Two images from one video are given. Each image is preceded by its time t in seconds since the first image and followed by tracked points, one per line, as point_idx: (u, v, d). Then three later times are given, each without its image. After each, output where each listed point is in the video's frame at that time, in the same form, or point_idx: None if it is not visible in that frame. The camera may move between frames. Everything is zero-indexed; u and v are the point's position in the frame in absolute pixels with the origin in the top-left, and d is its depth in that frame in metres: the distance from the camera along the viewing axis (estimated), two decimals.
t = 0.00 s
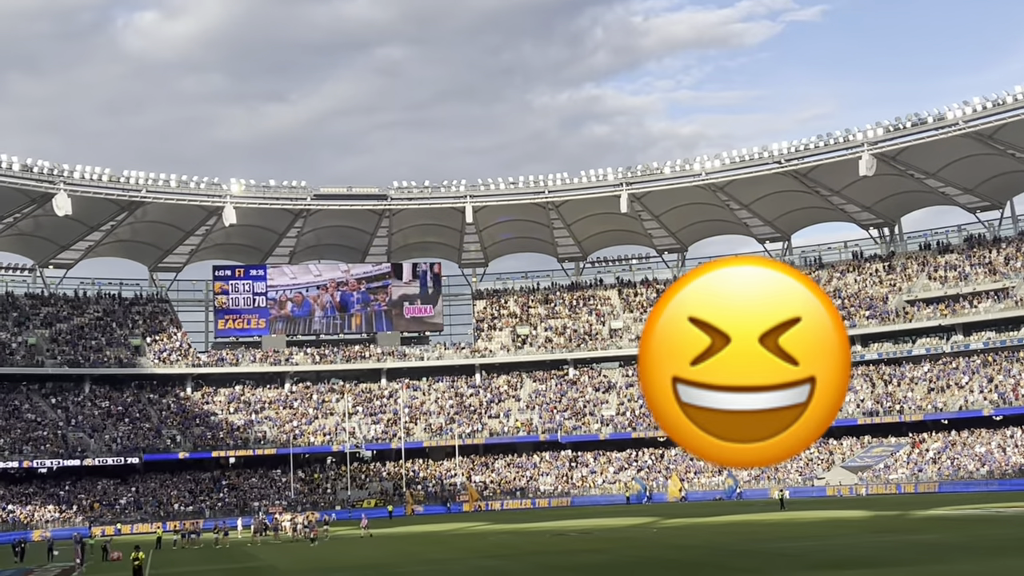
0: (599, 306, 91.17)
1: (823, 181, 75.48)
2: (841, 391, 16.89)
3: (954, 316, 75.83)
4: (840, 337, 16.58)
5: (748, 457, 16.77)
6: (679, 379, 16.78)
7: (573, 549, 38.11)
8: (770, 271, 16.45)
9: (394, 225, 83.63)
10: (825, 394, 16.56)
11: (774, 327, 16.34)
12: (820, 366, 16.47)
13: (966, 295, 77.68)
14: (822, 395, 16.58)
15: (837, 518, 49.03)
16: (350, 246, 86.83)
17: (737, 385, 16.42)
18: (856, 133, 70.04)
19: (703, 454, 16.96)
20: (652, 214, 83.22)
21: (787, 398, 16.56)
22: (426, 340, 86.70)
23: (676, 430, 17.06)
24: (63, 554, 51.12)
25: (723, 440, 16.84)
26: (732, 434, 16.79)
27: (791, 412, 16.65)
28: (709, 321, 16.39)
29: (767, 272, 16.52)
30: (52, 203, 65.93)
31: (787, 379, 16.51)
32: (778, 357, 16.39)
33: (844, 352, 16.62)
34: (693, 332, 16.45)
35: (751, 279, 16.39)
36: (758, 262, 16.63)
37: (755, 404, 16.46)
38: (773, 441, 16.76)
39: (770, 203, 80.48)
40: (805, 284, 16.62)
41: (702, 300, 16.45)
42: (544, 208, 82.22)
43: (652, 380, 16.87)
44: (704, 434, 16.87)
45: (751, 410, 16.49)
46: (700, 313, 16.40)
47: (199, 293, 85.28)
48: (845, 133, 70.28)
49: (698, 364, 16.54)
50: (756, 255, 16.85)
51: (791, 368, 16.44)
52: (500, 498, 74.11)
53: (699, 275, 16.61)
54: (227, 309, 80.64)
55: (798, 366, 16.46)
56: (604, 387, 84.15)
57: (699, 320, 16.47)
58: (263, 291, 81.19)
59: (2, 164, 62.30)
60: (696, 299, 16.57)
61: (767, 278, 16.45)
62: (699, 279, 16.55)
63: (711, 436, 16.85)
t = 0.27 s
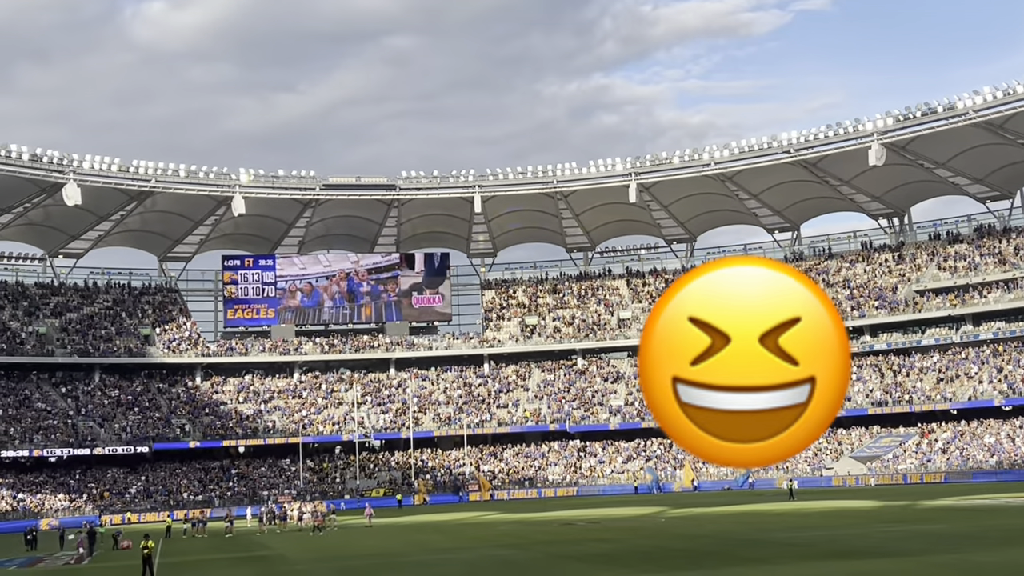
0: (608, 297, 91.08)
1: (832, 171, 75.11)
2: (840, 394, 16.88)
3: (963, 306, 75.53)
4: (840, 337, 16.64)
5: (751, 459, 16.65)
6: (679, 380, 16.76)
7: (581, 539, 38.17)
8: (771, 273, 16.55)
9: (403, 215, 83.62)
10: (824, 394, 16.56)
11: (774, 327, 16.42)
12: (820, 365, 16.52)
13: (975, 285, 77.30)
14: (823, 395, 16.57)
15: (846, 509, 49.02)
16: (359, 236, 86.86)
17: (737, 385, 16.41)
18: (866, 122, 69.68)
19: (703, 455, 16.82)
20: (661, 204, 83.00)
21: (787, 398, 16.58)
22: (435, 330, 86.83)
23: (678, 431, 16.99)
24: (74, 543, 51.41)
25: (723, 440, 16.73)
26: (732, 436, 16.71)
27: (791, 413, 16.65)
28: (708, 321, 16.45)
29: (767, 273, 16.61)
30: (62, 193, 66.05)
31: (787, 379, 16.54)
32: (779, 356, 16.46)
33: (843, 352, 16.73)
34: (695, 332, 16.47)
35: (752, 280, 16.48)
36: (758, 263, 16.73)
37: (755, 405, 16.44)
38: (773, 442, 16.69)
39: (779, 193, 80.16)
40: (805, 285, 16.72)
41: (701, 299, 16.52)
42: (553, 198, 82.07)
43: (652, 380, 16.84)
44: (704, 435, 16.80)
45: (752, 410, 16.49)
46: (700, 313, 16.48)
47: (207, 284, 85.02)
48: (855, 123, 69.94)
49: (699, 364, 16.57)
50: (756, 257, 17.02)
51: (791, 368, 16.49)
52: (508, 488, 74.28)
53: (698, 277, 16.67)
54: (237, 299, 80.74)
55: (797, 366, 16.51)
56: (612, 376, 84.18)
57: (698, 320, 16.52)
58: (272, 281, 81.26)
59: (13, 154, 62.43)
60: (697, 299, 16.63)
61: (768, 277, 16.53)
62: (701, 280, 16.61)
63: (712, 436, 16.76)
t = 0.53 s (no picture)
0: (623, 286, 90.68)
1: (849, 160, 74.34)
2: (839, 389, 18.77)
3: (981, 296, 74.81)
4: (837, 337, 18.40)
5: (749, 453, 18.69)
6: (682, 379, 18.63)
7: (596, 528, 37.99)
8: (770, 277, 18.13)
9: (418, 204, 83.44)
10: (822, 390, 18.41)
11: (773, 330, 18.14)
12: (817, 364, 18.30)
13: (992, 275, 76.47)
14: (820, 392, 18.43)
15: (863, 499, 48.63)
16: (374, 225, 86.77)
17: (736, 385, 18.29)
18: (883, 111, 68.92)
19: (702, 450, 18.86)
20: (676, 193, 82.49)
21: (786, 396, 18.45)
22: (450, 320, 86.81)
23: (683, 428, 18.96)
24: (91, 531, 51.57)
25: (723, 439, 18.73)
26: (732, 432, 18.70)
27: (788, 410, 18.54)
28: (709, 324, 18.19)
29: (767, 275, 18.14)
30: (78, 182, 66.20)
31: (785, 378, 18.37)
32: (776, 356, 18.25)
33: (839, 352, 18.44)
34: (695, 334, 18.25)
35: (752, 281, 18.07)
36: (756, 266, 18.26)
37: (754, 402, 18.33)
38: (772, 436, 18.64)
39: (796, 182, 79.46)
40: (804, 287, 18.26)
41: (703, 304, 18.18)
42: (568, 187, 81.68)
43: (655, 380, 18.68)
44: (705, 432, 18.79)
45: (751, 407, 18.39)
46: (701, 316, 18.18)
47: (223, 272, 85.49)
48: (873, 111, 69.20)
49: (700, 364, 18.41)
50: (758, 262, 18.56)
51: (790, 368, 18.30)
52: (524, 477, 74.21)
53: (699, 283, 18.27)
54: (252, 288, 80.90)
55: (797, 366, 18.31)
56: (627, 366, 83.92)
57: (699, 323, 18.24)
58: (288, 271, 81.27)
59: (30, 144, 62.59)
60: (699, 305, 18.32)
61: (769, 281, 18.08)
62: (701, 285, 18.28)
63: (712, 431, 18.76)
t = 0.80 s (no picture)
0: (641, 278, 90.33)
1: (869, 150, 73.55)
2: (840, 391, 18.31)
3: (1001, 288, 73.90)
4: (839, 336, 17.93)
5: (750, 455, 18.26)
6: (682, 379, 18.26)
7: (614, 519, 37.83)
8: (769, 275, 17.82)
9: (436, 195, 83.32)
10: (823, 391, 17.96)
11: (773, 329, 17.76)
12: (819, 365, 17.84)
13: (1013, 266, 75.42)
14: (821, 393, 17.98)
15: (884, 492, 48.25)
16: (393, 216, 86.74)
17: (736, 385, 17.89)
18: (904, 102, 68.18)
19: (702, 450, 18.49)
20: (695, 184, 81.99)
21: (787, 397, 17.99)
22: (468, 310, 86.90)
23: (682, 430, 18.59)
24: (113, 519, 51.99)
25: (723, 439, 18.32)
26: (732, 432, 18.29)
27: (790, 412, 18.08)
28: (708, 323, 17.84)
29: (768, 274, 17.80)
30: (98, 173, 66.48)
31: (786, 378, 17.92)
32: (777, 356, 17.83)
33: (841, 351, 17.96)
34: (693, 333, 17.91)
35: (752, 281, 17.71)
36: (757, 265, 17.92)
37: (755, 402, 17.90)
38: (773, 437, 18.21)
39: (816, 173, 78.76)
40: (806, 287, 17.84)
41: (703, 303, 17.85)
42: (587, 178, 81.32)
43: (654, 381, 18.33)
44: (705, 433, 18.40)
45: (752, 408, 17.96)
46: (701, 314, 17.83)
47: (243, 263, 85.60)
48: (893, 102, 68.46)
49: (699, 364, 18.04)
50: (758, 259, 18.22)
51: (791, 368, 17.86)
52: (542, 468, 74.25)
53: (699, 282, 17.95)
54: (272, 279, 80.90)
55: (798, 366, 17.86)
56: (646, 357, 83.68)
57: (699, 322, 17.90)
58: (307, 261, 81.41)
59: (51, 135, 62.91)
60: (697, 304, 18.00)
61: (769, 281, 17.72)
62: (699, 284, 17.98)
63: (712, 432, 18.36)
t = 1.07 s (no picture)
0: (665, 267, 89.72)
1: (895, 140, 72.41)
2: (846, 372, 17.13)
3: None
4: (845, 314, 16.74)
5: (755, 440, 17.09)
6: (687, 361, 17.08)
7: (636, 509, 37.55)
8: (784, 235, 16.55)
9: (460, 184, 83.06)
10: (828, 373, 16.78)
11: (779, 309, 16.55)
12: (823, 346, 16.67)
13: None
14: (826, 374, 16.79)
15: (910, 483, 47.66)
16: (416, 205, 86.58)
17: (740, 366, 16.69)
18: (931, 91, 67.10)
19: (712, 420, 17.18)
20: (720, 173, 81.25)
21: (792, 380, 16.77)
22: (492, 300, 86.46)
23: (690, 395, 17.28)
24: (137, 506, 52.25)
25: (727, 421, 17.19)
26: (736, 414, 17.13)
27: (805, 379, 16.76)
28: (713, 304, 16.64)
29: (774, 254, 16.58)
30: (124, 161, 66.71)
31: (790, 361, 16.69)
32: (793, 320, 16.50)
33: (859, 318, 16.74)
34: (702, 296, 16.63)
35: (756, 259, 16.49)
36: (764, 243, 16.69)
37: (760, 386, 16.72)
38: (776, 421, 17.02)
39: (841, 162, 77.77)
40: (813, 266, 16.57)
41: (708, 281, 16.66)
42: (611, 167, 80.76)
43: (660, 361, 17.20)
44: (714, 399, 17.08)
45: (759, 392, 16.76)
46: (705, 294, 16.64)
47: (267, 251, 85.93)
48: (920, 91, 67.40)
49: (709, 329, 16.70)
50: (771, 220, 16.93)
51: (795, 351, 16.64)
52: (565, 457, 74.07)
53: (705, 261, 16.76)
54: (295, 267, 80.92)
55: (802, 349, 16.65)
56: (669, 347, 83.21)
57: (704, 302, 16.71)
58: (332, 250, 81.42)
59: (77, 123, 63.18)
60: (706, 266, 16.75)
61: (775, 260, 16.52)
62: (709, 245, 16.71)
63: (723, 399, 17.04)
